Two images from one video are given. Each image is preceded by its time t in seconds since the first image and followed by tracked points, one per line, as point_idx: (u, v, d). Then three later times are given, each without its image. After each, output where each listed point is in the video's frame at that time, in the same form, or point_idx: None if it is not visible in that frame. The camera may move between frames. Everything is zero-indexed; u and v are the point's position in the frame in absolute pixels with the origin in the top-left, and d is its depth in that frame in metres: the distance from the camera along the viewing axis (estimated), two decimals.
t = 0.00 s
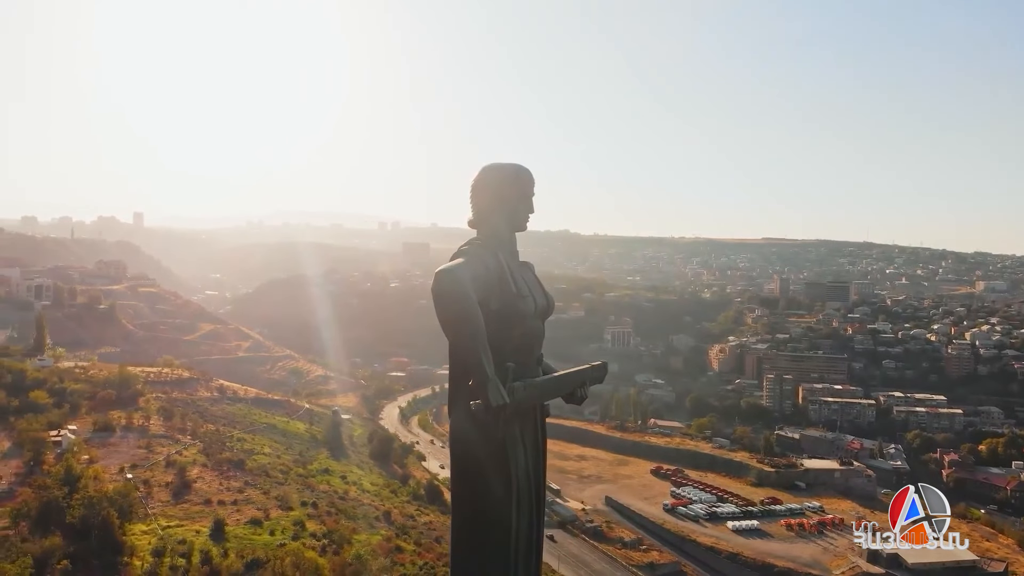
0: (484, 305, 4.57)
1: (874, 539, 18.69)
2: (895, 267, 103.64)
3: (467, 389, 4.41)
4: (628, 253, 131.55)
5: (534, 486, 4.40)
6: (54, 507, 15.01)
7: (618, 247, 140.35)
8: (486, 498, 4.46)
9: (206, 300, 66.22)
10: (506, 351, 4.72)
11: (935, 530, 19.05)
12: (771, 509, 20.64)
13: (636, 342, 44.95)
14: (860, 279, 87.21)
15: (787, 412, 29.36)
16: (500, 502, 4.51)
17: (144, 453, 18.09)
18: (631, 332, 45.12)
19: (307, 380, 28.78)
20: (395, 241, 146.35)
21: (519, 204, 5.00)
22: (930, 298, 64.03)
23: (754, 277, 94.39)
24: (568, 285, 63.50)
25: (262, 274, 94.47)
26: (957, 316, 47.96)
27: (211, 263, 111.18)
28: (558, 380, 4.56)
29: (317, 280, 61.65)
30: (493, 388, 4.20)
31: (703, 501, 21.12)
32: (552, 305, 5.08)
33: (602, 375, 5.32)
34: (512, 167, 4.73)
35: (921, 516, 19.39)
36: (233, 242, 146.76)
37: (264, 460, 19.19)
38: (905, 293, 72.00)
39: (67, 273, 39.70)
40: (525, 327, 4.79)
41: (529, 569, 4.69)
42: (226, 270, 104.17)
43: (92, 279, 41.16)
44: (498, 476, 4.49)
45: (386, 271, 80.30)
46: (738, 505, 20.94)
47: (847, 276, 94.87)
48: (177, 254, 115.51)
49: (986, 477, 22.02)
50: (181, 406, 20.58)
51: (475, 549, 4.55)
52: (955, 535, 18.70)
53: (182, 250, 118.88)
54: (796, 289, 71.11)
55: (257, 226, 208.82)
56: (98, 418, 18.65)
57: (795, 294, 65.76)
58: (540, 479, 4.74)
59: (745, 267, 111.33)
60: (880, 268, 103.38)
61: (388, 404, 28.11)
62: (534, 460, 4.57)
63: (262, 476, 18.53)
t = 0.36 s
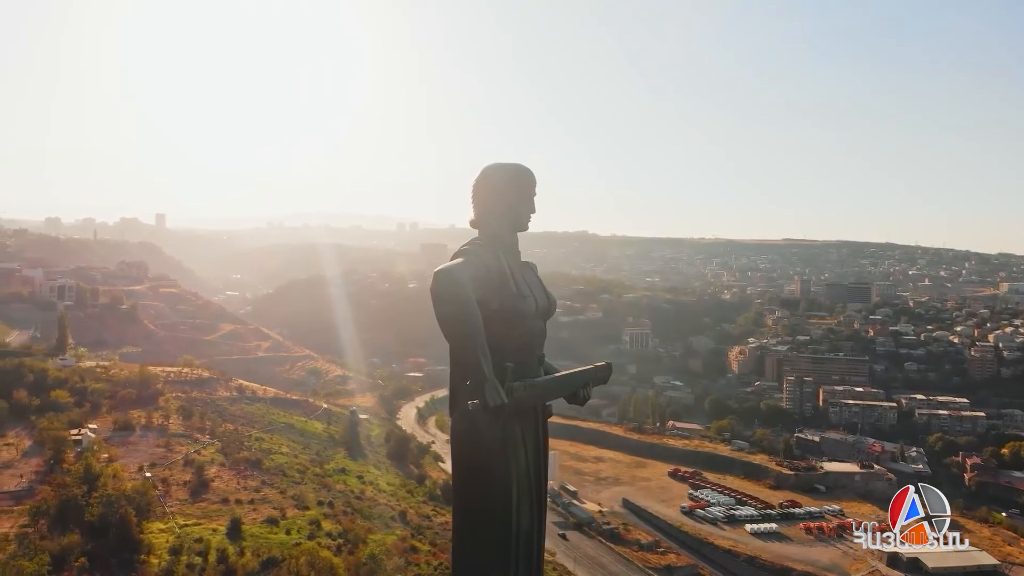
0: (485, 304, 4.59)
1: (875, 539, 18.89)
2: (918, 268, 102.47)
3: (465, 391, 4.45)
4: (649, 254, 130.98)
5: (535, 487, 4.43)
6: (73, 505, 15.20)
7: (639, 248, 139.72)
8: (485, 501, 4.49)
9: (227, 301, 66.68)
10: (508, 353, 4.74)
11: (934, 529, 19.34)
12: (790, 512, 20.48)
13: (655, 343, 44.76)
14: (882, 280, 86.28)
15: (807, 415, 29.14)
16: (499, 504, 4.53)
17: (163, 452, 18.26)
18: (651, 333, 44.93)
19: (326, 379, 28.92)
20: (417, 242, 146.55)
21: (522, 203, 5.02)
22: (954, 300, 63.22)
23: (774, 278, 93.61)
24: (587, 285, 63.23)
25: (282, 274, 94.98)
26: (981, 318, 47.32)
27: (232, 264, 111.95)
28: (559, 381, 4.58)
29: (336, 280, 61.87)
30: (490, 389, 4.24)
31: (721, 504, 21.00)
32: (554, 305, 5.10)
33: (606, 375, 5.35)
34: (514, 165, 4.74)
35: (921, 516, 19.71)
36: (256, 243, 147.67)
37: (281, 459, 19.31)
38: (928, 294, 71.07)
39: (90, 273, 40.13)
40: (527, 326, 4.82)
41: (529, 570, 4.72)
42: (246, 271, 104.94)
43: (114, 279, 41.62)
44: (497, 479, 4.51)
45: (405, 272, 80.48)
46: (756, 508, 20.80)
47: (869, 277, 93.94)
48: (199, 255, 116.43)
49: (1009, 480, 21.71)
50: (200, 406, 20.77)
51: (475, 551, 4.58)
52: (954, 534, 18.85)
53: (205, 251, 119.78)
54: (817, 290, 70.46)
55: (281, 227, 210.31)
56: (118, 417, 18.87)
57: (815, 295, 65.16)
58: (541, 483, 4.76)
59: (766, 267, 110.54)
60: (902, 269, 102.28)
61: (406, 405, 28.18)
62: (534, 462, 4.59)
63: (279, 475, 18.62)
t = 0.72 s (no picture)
0: (484, 304, 4.58)
1: (875, 539, 19.03)
2: (941, 270, 101.35)
3: (464, 389, 4.44)
4: (669, 256, 130.49)
5: (534, 489, 4.38)
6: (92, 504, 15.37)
7: (660, 250, 139.31)
8: (485, 501, 4.46)
9: (247, 302, 67.18)
10: (508, 354, 4.72)
11: (935, 529, 19.43)
12: (809, 516, 20.32)
13: (674, 345, 44.57)
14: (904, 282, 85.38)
15: (828, 417, 28.90)
16: (499, 504, 4.50)
17: (181, 451, 18.42)
18: (669, 335, 44.76)
19: (344, 380, 29.07)
20: (438, 242, 146.93)
21: (523, 202, 5.00)
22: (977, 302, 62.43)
23: (794, 280, 92.88)
24: (605, 287, 63.10)
25: (301, 275, 95.51)
26: (1005, 320, 46.68)
27: (254, 266, 112.78)
28: (561, 383, 4.53)
29: (354, 280, 62.22)
30: (487, 389, 4.22)
31: (739, 507, 20.88)
32: (554, 306, 5.09)
33: (612, 377, 5.31)
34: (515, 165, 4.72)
35: (921, 516, 19.84)
36: (278, 244, 148.66)
37: (299, 459, 19.42)
38: (950, 297, 70.27)
39: (113, 273, 40.58)
40: (527, 327, 4.80)
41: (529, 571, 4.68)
42: (267, 272, 105.67)
43: (135, 280, 42.10)
44: (497, 479, 4.48)
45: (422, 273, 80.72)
46: (775, 511, 20.66)
47: (890, 279, 93.06)
48: (221, 256, 117.38)
49: None
50: (219, 405, 20.94)
51: (475, 551, 4.55)
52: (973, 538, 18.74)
53: (227, 252, 120.74)
54: (837, 293, 69.87)
55: (305, 229, 211.70)
56: (138, 416, 19.08)
57: (836, 298, 64.62)
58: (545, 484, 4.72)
59: (786, 269, 109.84)
60: (925, 270, 101.19)
61: (423, 406, 28.23)
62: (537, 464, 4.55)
63: (296, 475, 18.71)
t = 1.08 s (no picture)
0: (483, 305, 4.52)
1: (875, 539, 19.11)
2: (965, 271, 100.16)
3: (464, 388, 4.39)
4: (690, 257, 129.96)
5: (533, 488, 4.35)
6: (111, 501, 15.55)
7: (680, 250, 138.88)
8: (484, 498, 4.43)
9: (267, 302, 67.69)
10: (507, 352, 4.67)
11: (935, 529, 19.59)
12: (829, 519, 20.13)
13: (693, 347, 44.36)
14: (926, 284, 84.40)
15: (849, 420, 28.63)
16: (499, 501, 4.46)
17: (200, 450, 18.58)
18: (689, 337, 44.57)
19: (362, 380, 29.20)
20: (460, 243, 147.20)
21: (525, 201, 4.91)
22: (1001, 304, 61.64)
23: (816, 281, 92.11)
24: (624, 288, 62.95)
25: (320, 276, 96.06)
26: None
27: (276, 267, 113.58)
28: (563, 383, 4.42)
29: (373, 282, 62.53)
30: (485, 389, 4.20)
31: (758, 510, 20.74)
32: (556, 306, 5.02)
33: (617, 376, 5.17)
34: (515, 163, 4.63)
35: (921, 516, 19.97)
36: (301, 245, 149.62)
37: (316, 458, 19.51)
38: (973, 298, 69.53)
39: (135, 274, 41.03)
40: (527, 327, 4.73)
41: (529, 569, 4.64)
42: (287, 272, 106.42)
43: (157, 280, 42.54)
44: (497, 476, 4.44)
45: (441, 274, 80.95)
46: (794, 514, 20.49)
47: (913, 280, 92.16)
48: (244, 257, 118.31)
49: None
50: (238, 404, 21.12)
51: (474, 546, 4.52)
52: (996, 541, 18.51)
53: (249, 253, 121.68)
54: (859, 294, 69.27)
55: (328, 230, 212.94)
56: (158, 415, 19.28)
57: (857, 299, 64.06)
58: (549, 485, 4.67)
59: (807, 270, 109.07)
60: (948, 272, 100.06)
61: (440, 407, 28.27)
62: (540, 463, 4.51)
63: (313, 475, 18.79)
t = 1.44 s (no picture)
0: (482, 304, 4.36)
1: (875, 539, 19.14)
2: (988, 272, 99.09)
3: (463, 387, 4.21)
4: (708, 258, 129.58)
5: (535, 487, 4.14)
6: (128, 500, 15.70)
7: (699, 251, 138.58)
8: (484, 498, 4.21)
9: (285, 304, 68.21)
10: (510, 351, 4.50)
11: (935, 529, 19.73)
12: (847, 523, 19.93)
13: (710, 348, 44.18)
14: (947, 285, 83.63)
15: (868, 423, 28.36)
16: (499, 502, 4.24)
17: (217, 449, 18.71)
18: (706, 338, 44.42)
19: (379, 380, 29.32)
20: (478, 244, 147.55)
21: (526, 199, 4.77)
22: None
23: (835, 282, 91.68)
24: (641, 289, 62.87)
25: (338, 277, 96.70)
26: None
27: (296, 267, 114.45)
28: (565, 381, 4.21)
29: (392, 283, 62.83)
30: (483, 387, 4.01)
31: (776, 513, 20.58)
32: (557, 309, 4.87)
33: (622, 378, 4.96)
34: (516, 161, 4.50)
35: (921, 516, 20.11)
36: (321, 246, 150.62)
37: (332, 458, 19.60)
38: (994, 299, 68.82)
39: (156, 274, 41.46)
40: (529, 327, 4.59)
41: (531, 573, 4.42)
42: (306, 273, 107.21)
43: (177, 280, 42.97)
44: (497, 475, 4.23)
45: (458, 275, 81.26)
46: (812, 518, 20.31)
47: (935, 281, 91.35)
48: (265, 258, 119.30)
49: None
50: (255, 404, 21.27)
51: (474, 549, 4.28)
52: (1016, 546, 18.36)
53: (270, 254, 122.65)
54: (879, 295, 68.75)
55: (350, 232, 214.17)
56: (175, 415, 19.45)
57: (878, 300, 63.55)
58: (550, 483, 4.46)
59: (826, 271, 108.44)
60: (969, 273, 99.13)
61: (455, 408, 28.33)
62: (541, 460, 4.31)
63: (329, 474, 18.86)
